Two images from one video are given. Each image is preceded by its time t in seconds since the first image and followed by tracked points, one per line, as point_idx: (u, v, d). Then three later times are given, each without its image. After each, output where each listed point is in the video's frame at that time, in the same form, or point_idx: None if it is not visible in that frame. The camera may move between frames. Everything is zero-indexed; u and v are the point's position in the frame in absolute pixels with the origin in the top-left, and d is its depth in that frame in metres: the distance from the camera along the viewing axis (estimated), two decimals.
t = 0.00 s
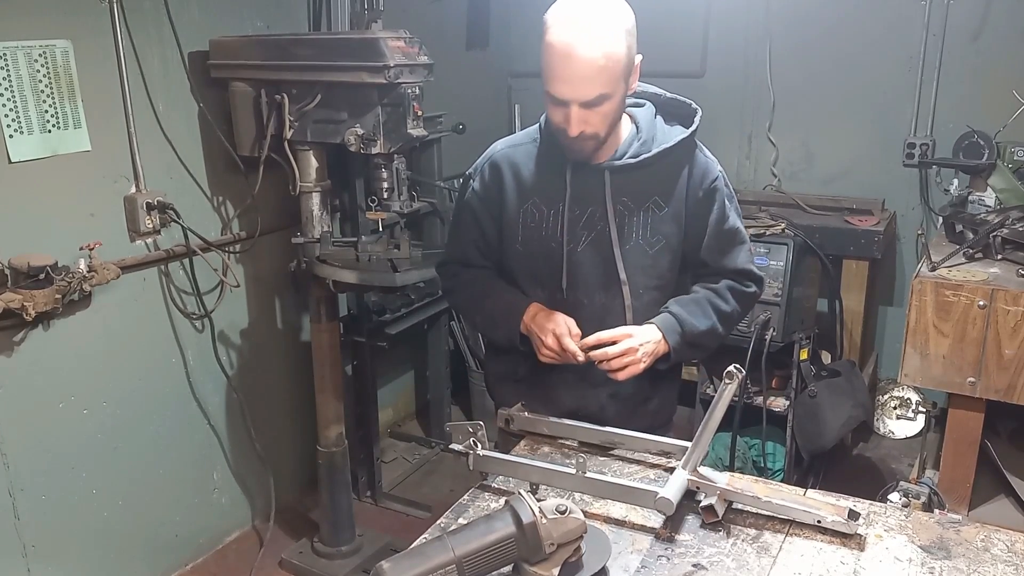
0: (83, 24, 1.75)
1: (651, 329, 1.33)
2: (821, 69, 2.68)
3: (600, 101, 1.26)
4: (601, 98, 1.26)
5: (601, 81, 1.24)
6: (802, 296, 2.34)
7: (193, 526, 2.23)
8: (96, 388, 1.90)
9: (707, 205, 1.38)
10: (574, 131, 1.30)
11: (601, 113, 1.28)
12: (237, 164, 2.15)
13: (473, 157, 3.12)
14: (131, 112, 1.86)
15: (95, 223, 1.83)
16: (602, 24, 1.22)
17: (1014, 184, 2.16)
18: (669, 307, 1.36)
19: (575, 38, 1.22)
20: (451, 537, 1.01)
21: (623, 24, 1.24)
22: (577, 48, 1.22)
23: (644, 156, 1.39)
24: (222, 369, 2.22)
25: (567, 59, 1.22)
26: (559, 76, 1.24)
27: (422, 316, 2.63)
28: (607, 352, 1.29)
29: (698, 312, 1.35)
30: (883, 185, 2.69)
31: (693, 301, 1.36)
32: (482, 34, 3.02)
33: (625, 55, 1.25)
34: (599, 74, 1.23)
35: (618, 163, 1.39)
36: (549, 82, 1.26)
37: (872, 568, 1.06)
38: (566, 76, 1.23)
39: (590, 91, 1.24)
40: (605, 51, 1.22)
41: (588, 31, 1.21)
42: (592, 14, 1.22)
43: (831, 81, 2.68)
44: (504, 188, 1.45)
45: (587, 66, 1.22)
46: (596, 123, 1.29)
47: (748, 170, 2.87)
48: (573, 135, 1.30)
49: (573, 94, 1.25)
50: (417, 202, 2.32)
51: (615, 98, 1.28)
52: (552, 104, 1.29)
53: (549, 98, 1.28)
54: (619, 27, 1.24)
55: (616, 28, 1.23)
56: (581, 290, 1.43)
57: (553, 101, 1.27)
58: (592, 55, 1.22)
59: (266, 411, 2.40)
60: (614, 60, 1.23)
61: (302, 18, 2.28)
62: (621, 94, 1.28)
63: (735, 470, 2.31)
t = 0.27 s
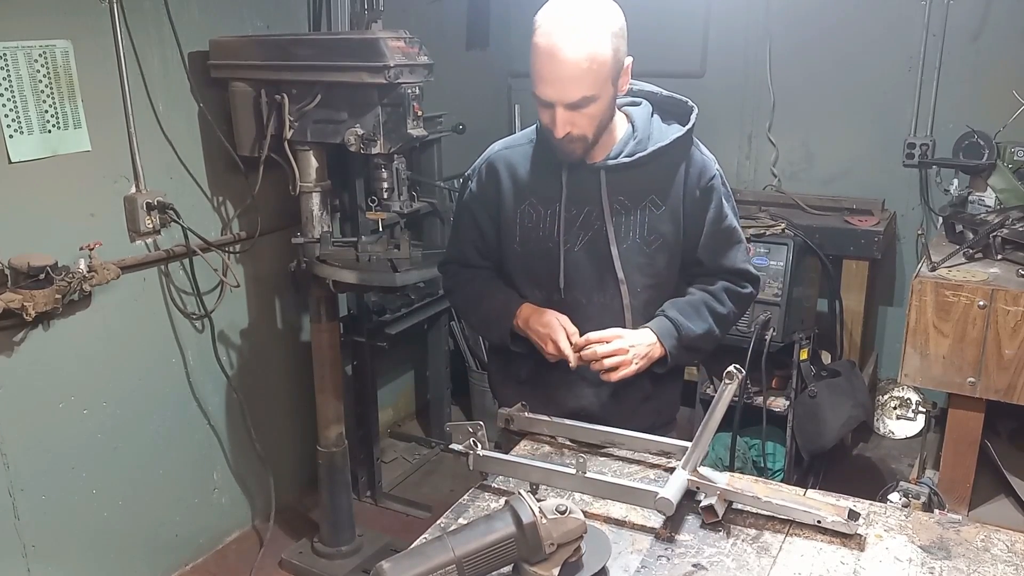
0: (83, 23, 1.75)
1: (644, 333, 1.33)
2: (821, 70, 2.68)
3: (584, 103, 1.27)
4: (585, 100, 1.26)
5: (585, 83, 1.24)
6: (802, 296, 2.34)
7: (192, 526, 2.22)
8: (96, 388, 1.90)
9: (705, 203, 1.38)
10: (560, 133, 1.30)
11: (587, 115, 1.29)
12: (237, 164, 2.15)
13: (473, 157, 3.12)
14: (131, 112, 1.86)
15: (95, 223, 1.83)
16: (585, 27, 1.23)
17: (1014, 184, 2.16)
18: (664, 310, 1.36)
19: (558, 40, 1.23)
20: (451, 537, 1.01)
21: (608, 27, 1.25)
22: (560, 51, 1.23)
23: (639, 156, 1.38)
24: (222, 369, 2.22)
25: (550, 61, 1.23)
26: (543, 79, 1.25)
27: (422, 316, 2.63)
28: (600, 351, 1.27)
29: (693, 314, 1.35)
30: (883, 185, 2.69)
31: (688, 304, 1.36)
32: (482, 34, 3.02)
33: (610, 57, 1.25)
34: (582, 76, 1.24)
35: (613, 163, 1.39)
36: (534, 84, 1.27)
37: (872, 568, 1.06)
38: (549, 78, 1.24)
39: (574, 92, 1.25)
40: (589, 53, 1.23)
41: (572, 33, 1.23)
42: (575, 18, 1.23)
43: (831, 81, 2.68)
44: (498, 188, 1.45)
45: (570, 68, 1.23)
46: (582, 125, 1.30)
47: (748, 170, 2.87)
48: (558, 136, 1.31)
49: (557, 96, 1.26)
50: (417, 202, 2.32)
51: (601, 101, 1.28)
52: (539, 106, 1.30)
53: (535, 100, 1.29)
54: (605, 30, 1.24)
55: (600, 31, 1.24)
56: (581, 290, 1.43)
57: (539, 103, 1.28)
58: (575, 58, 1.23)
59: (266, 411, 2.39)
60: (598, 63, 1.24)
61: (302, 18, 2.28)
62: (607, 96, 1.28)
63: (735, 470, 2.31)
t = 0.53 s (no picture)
0: (83, 23, 1.75)
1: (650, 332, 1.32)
2: (821, 69, 2.68)
3: (582, 103, 1.27)
4: (583, 99, 1.26)
5: (583, 82, 1.24)
6: (802, 296, 2.34)
7: (192, 527, 2.22)
8: (96, 388, 1.90)
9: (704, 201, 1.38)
10: (559, 133, 1.30)
11: (585, 114, 1.28)
12: (237, 164, 2.15)
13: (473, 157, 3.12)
14: (131, 112, 1.86)
15: (95, 223, 1.83)
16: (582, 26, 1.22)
17: (1014, 184, 2.16)
18: (666, 309, 1.36)
19: (555, 40, 1.22)
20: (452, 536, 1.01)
21: (605, 25, 1.24)
22: (557, 51, 1.23)
23: (635, 154, 1.39)
24: (222, 369, 2.22)
25: (547, 61, 1.23)
26: (540, 79, 1.25)
27: (422, 316, 2.63)
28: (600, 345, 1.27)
29: (696, 313, 1.35)
30: (883, 185, 2.69)
31: (692, 303, 1.36)
32: (482, 34, 3.02)
33: (607, 56, 1.25)
34: (580, 76, 1.23)
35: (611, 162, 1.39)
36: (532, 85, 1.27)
37: (872, 568, 1.06)
38: (546, 77, 1.24)
39: (571, 90, 1.25)
40: (586, 52, 1.22)
41: (568, 33, 1.22)
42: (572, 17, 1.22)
43: (831, 81, 2.68)
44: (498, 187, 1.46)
45: (567, 68, 1.23)
46: (581, 124, 1.30)
47: (748, 170, 2.87)
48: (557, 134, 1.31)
49: (555, 96, 1.26)
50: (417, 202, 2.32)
51: (599, 99, 1.28)
52: (537, 106, 1.30)
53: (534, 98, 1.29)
54: (602, 28, 1.24)
55: (597, 29, 1.23)
56: (581, 289, 1.43)
57: (537, 102, 1.28)
58: (573, 57, 1.22)
59: (266, 411, 2.39)
60: (595, 62, 1.24)
61: (302, 18, 2.28)
62: (605, 95, 1.28)
63: (735, 470, 2.31)
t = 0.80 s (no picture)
0: (83, 23, 1.75)
1: (662, 335, 1.32)
2: (821, 69, 2.68)
3: (599, 97, 1.25)
4: (600, 94, 1.24)
5: (602, 76, 1.22)
6: (802, 296, 2.34)
7: (192, 527, 2.22)
8: (96, 388, 1.90)
9: (707, 200, 1.40)
10: (571, 125, 1.29)
11: (599, 108, 1.27)
12: (237, 164, 2.15)
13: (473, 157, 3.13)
14: (131, 112, 1.86)
15: (95, 223, 1.83)
16: (606, 19, 1.19)
17: (1014, 184, 2.16)
18: (676, 310, 1.37)
19: (578, 32, 1.19)
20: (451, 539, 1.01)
21: (628, 20, 1.21)
22: (580, 44, 1.19)
23: (643, 152, 1.40)
24: (222, 369, 2.22)
25: (568, 53, 1.20)
26: (559, 71, 1.21)
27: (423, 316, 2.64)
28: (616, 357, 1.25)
29: (705, 313, 1.37)
30: (883, 185, 2.69)
31: (700, 304, 1.38)
32: (482, 34, 3.02)
33: (627, 51, 1.23)
34: (600, 71, 1.21)
35: (619, 160, 1.40)
36: (548, 75, 1.24)
37: (872, 568, 1.06)
38: (564, 70, 1.21)
39: (590, 84, 1.22)
40: (609, 47, 1.20)
41: (592, 27, 1.19)
42: (598, 11, 1.19)
43: (831, 81, 2.68)
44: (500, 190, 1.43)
45: (588, 62, 1.20)
46: (593, 118, 1.28)
47: (748, 170, 2.87)
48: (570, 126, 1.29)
49: (572, 89, 1.23)
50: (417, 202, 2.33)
51: (615, 94, 1.26)
52: (550, 95, 1.27)
53: (548, 89, 1.26)
54: (625, 22, 1.21)
55: (620, 25, 1.20)
56: (582, 289, 1.43)
57: (552, 93, 1.26)
58: (594, 52, 1.20)
59: (266, 411, 2.39)
60: (616, 57, 1.21)
61: (302, 18, 2.28)
62: (621, 90, 1.27)
63: (735, 470, 2.31)
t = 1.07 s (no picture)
0: (83, 23, 1.74)
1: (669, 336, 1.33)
2: (821, 69, 2.68)
3: (616, 89, 1.26)
4: (618, 86, 1.26)
5: (623, 68, 1.24)
6: (802, 296, 2.34)
7: (192, 527, 2.22)
8: (96, 388, 1.90)
9: (707, 200, 1.44)
10: (586, 117, 1.28)
11: (615, 101, 1.28)
12: (237, 164, 2.15)
13: (473, 157, 3.13)
14: (131, 112, 1.86)
15: (95, 223, 1.83)
16: (630, 14, 1.23)
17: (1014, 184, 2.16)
18: (677, 310, 1.38)
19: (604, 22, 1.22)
20: (453, 541, 1.00)
21: (649, 21, 1.26)
22: (605, 33, 1.22)
23: (654, 153, 1.39)
24: (222, 369, 2.22)
25: (593, 40, 1.22)
26: (581, 58, 1.23)
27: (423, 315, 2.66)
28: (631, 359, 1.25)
29: (705, 313, 1.39)
30: (883, 185, 2.69)
31: (699, 305, 1.40)
32: (482, 34, 3.02)
33: (647, 48, 1.27)
34: (622, 60, 1.23)
35: (630, 161, 1.38)
36: (568, 64, 1.25)
37: (872, 568, 1.06)
38: (586, 58, 1.23)
39: (610, 73, 1.24)
40: (632, 38, 1.23)
41: (617, 18, 1.22)
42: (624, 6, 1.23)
43: (831, 80, 2.68)
44: (511, 196, 1.36)
45: (611, 50, 1.23)
46: (607, 111, 1.29)
47: (748, 170, 2.87)
48: (584, 118, 1.29)
49: (593, 77, 1.24)
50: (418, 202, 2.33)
51: (631, 89, 1.28)
52: (567, 86, 1.28)
53: (566, 78, 1.27)
54: (647, 19, 1.26)
55: (643, 22, 1.25)
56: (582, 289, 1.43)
57: (570, 82, 1.26)
58: (618, 42, 1.23)
59: (266, 411, 2.39)
60: (638, 50, 1.25)
61: (302, 18, 2.28)
62: (637, 86, 1.29)
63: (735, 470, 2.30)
